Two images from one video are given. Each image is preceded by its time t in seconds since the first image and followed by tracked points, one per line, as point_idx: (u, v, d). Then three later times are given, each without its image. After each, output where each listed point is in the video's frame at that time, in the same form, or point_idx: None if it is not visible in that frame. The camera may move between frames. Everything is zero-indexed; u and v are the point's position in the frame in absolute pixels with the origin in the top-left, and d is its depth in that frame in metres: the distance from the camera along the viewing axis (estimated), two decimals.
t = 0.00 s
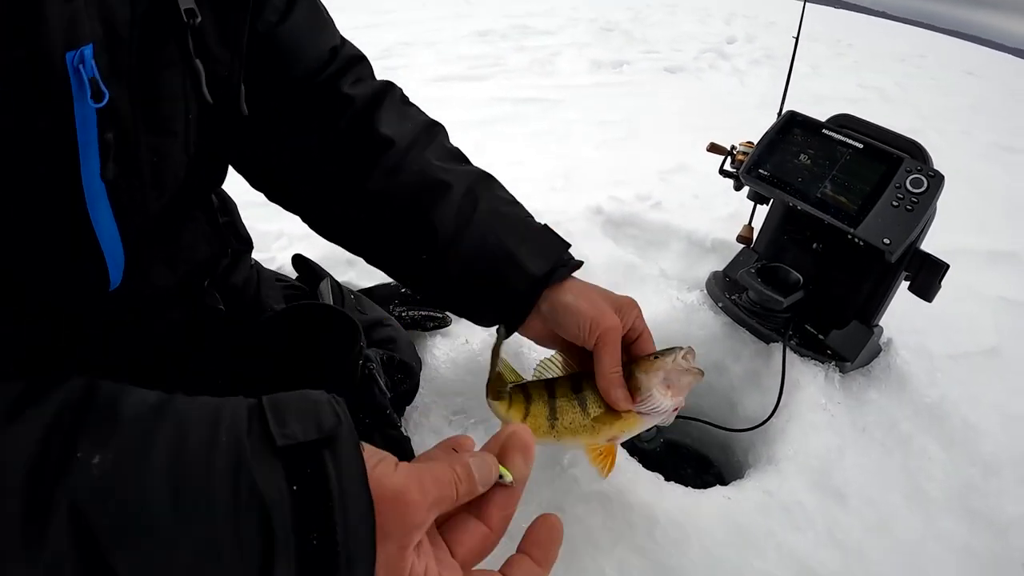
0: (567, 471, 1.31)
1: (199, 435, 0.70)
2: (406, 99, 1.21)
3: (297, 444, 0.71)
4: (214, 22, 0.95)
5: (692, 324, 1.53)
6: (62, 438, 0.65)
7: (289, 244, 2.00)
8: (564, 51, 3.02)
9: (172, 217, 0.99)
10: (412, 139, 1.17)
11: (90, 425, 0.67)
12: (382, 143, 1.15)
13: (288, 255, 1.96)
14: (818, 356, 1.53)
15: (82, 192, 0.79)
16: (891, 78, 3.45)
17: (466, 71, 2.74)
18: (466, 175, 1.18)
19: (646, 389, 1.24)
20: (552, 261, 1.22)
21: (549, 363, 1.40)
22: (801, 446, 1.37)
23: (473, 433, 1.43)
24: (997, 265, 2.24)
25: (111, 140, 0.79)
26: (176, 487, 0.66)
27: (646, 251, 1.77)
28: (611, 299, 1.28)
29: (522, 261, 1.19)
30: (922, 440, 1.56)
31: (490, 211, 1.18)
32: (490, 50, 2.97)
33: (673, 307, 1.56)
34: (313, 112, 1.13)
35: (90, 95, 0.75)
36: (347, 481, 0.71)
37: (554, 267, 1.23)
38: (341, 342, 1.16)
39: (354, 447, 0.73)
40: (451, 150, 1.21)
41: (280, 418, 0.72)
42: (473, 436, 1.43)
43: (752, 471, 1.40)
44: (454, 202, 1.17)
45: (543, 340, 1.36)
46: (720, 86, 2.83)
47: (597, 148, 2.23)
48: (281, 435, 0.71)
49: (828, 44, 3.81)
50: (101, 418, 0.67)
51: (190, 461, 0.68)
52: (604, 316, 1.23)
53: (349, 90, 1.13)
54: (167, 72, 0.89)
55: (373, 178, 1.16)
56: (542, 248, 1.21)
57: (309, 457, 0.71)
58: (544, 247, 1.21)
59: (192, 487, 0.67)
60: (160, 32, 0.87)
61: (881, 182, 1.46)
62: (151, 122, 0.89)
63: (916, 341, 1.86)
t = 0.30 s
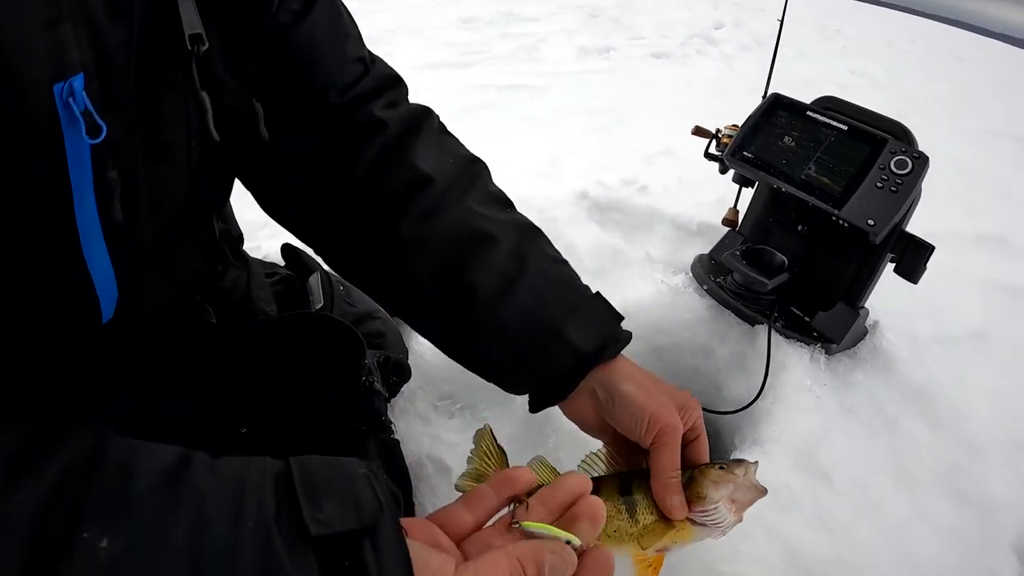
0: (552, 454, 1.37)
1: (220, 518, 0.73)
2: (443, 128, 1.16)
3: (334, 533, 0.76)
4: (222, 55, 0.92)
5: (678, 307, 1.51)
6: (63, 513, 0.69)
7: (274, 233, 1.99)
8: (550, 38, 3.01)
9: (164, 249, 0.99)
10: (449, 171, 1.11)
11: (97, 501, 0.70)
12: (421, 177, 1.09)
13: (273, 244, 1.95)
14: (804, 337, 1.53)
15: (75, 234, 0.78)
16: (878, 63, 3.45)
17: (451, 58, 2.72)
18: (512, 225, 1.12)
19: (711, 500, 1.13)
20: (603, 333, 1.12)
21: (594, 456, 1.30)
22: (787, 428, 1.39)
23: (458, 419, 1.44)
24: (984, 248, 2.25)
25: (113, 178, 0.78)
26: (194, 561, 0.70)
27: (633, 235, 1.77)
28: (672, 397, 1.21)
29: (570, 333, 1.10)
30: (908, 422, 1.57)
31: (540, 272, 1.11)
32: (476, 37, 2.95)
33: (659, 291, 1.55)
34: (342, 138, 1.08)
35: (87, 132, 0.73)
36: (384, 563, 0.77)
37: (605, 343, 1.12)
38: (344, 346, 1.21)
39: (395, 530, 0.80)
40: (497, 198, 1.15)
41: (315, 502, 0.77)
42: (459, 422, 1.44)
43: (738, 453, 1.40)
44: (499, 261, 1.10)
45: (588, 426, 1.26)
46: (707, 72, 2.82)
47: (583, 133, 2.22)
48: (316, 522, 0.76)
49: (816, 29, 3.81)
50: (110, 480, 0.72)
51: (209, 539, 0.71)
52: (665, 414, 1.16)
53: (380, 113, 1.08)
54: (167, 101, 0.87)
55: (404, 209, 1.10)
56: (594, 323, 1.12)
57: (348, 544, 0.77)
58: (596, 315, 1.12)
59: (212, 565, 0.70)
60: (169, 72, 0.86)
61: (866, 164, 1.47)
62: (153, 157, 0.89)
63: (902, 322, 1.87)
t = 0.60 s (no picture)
0: (526, 431, 1.33)
1: (180, 538, 0.73)
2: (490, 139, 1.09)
3: (286, 549, 0.75)
4: (210, 60, 0.90)
5: (657, 284, 1.52)
6: (37, 516, 0.70)
7: (256, 218, 1.99)
8: (535, 21, 3.00)
9: (150, 259, 1.00)
10: (501, 183, 1.05)
11: (64, 513, 0.71)
12: (475, 192, 1.02)
13: (254, 228, 1.95)
14: (784, 314, 1.52)
15: (49, 256, 0.81)
16: (866, 46, 3.44)
17: (434, 42, 2.71)
18: (570, 246, 1.06)
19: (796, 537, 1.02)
20: (673, 367, 1.03)
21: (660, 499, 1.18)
22: (765, 403, 1.36)
23: (436, 398, 1.41)
24: (969, 228, 2.25)
25: (88, 204, 0.82)
26: None
27: (614, 215, 1.76)
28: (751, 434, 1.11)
29: (638, 362, 1.02)
30: (895, 399, 1.55)
31: (607, 302, 1.04)
32: (460, 22, 2.94)
33: (637, 269, 1.55)
34: (363, 144, 1.01)
35: (62, 155, 0.76)
36: None
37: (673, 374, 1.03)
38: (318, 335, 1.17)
39: (345, 544, 0.78)
40: (551, 216, 1.08)
41: (269, 522, 0.76)
42: (436, 401, 1.41)
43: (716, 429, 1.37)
44: (559, 283, 1.02)
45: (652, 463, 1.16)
46: (693, 55, 2.81)
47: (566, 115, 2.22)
48: (269, 539, 0.75)
49: (804, 13, 3.79)
50: (77, 495, 0.72)
51: (165, 555, 0.72)
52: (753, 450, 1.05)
53: (425, 116, 1.02)
54: (150, 117, 0.86)
55: (450, 226, 1.02)
56: (663, 352, 1.03)
57: (299, 562, 0.76)
58: (664, 343, 1.04)
59: None
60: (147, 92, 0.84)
61: (844, 138, 1.46)
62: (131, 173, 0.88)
63: (886, 301, 1.86)
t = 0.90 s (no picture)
0: (484, 402, 1.31)
1: (116, 499, 0.67)
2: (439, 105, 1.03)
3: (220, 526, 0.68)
4: (169, 26, 0.92)
5: (625, 256, 1.49)
6: None
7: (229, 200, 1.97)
8: (517, 4, 2.98)
9: (112, 225, 0.96)
10: (439, 150, 0.97)
11: None
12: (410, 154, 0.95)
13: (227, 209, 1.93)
14: (752, 285, 1.49)
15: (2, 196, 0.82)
16: (854, 29, 3.42)
17: (413, 26, 2.69)
18: (510, 213, 0.98)
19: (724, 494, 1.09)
20: (609, 332, 0.96)
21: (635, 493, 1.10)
22: (726, 372, 1.35)
23: (400, 372, 1.39)
24: (952, 206, 2.23)
25: (39, 140, 0.83)
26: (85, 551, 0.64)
27: (587, 190, 1.74)
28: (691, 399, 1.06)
29: (572, 330, 0.94)
30: (869, 373, 1.52)
31: (539, 268, 0.96)
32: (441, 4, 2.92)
33: (603, 241, 1.53)
34: (333, 129, 0.96)
35: (13, 92, 0.78)
36: (271, 561, 0.69)
37: (607, 342, 0.96)
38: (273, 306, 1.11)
39: (285, 525, 0.71)
40: (495, 181, 1.01)
41: (205, 493, 0.69)
42: (401, 375, 1.39)
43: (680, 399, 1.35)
44: (495, 248, 0.95)
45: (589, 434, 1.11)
46: (676, 37, 2.79)
47: (542, 95, 2.20)
48: (202, 513, 0.68)
49: None
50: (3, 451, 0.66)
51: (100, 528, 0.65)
52: (690, 431, 0.99)
53: (368, 81, 0.97)
54: (105, 78, 0.88)
55: (371, 187, 0.96)
56: (600, 319, 0.95)
57: (234, 543, 0.69)
58: (606, 311, 0.96)
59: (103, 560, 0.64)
60: (104, 57, 0.86)
61: (811, 106, 1.43)
62: (76, 120, 0.88)
63: (865, 275, 1.83)
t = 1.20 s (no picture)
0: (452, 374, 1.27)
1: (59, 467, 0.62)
2: (251, 53, 1.18)
3: (175, 496, 0.64)
4: None
5: (596, 230, 1.48)
6: None
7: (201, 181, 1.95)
8: None
9: (64, 185, 0.94)
10: (224, 81, 1.10)
11: None
12: (186, 77, 1.08)
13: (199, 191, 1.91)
14: (727, 258, 1.47)
15: None
16: (842, 9, 3.39)
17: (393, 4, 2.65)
18: (255, 119, 1.09)
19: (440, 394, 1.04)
20: (308, 195, 1.05)
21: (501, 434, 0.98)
22: (698, 344, 1.32)
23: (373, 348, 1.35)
24: (935, 182, 2.21)
25: None
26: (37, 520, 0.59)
27: (562, 167, 1.72)
28: (373, 240, 1.05)
29: (266, 198, 1.03)
30: (847, 347, 1.50)
31: (264, 150, 1.07)
32: None
33: (574, 216, 1.50)
34: (184, 85, 1.08)
35: None
36: (219, 541, 0.64)
37: (302, 203, 1.04)
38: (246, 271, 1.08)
39: (239, 506, 0.66)
40: (262, 100, 1.13)
41: (166, 464, 0.65)
42: (374, 351, 1.35)
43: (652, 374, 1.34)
44: (231, 142, 1.06)
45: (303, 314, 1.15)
46: (660, 15, 2.75)
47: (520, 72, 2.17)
48: (161, 482, 0.64)
49: None
50: None
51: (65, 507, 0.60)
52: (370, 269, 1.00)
53: (195, 42, 1.09)
54: (31, 34, 0.88)
55: (179, 111, 1.09)
56: (293, 183, 1.05)
57: (184, 515, 0.64)
58: (307, 182, 1.06)
59: (58, 531, 0.60)
60: (35, 13, 0.88)
61: (785, 76, 1.41)
62: (14, 85, 0.89)
63: (845, 250, 1.80)
